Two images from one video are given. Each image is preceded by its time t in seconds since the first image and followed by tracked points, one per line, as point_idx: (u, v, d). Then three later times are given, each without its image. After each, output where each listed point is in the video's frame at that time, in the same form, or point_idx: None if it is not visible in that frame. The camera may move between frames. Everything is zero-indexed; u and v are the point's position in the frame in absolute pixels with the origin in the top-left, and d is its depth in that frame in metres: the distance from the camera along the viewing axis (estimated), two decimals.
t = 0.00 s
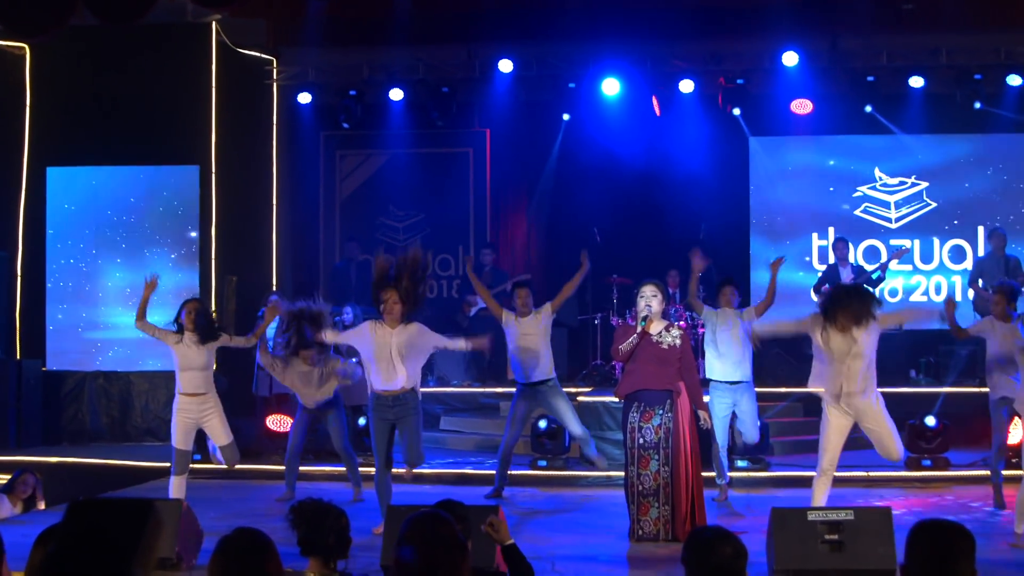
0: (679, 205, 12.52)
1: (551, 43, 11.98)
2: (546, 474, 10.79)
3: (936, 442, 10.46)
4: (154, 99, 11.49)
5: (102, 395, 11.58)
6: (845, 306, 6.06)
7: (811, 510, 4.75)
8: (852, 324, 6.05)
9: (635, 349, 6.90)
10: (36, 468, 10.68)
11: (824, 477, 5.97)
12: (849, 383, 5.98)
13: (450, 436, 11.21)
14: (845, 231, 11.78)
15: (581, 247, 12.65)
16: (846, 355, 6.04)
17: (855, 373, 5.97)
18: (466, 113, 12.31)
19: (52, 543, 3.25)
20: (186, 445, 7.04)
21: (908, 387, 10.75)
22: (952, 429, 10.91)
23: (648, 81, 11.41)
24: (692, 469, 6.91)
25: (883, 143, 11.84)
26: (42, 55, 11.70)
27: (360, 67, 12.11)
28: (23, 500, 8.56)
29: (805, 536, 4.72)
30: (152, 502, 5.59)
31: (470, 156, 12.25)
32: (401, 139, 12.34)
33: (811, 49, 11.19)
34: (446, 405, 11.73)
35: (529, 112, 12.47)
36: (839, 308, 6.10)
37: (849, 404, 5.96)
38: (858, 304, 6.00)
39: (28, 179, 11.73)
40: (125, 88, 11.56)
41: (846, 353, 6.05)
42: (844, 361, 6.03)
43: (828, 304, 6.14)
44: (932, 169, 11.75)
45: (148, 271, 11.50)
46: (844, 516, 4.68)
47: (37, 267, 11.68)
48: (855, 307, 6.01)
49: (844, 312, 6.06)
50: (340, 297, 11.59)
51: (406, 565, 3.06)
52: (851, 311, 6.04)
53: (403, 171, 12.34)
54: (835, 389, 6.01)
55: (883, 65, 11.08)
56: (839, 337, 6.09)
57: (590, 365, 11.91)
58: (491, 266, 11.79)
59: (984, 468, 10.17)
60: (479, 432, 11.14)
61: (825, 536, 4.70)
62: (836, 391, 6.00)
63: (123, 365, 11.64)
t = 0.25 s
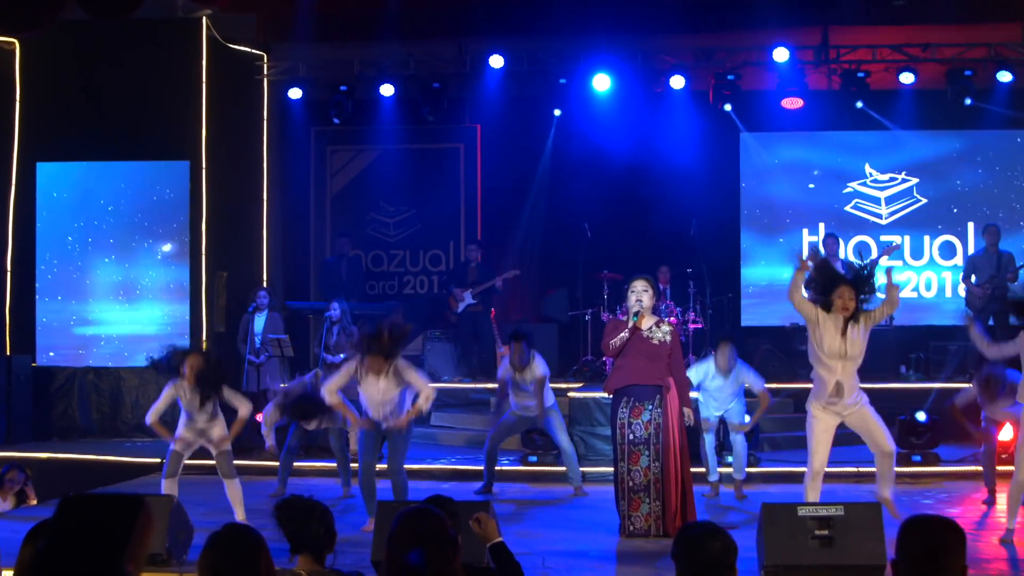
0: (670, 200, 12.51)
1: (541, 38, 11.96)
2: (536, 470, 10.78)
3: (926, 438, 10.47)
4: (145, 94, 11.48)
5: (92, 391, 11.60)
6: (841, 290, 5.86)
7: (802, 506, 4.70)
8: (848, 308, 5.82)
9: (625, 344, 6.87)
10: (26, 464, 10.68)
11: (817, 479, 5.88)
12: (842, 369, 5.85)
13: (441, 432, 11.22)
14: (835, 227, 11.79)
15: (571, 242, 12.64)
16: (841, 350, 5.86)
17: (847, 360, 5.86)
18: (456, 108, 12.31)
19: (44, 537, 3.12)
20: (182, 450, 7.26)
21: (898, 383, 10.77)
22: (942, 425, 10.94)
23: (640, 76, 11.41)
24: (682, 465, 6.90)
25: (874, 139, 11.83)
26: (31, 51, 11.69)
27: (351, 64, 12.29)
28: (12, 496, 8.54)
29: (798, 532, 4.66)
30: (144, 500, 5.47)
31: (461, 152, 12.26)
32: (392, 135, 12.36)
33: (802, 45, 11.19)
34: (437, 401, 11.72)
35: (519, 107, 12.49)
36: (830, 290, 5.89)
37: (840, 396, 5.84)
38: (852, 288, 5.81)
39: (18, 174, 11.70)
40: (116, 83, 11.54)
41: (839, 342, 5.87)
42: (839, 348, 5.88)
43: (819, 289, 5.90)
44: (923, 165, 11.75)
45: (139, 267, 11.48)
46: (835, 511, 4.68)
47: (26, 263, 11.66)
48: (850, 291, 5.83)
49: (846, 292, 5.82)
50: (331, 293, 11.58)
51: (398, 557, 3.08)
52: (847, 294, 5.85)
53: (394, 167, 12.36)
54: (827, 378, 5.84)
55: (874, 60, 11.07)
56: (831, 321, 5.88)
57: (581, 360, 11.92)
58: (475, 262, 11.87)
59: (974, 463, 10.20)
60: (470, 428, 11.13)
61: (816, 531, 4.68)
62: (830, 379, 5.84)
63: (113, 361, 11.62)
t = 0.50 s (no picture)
0: (661, 197, 12.52)
1: (533, 34, 11.95)
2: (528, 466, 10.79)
3: (917, 434, 10.48)
4: (135, 89, 11.40)
5: (84, 386, 11.59)
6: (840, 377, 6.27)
7: (794, 501, 4.96)
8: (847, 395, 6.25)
9: (617, 340, 6.94)
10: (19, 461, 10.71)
11: (806, 482, 6.28)
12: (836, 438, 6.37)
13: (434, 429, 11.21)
14: (827, 222, 11.81)
15: (563, 239, 12.66)
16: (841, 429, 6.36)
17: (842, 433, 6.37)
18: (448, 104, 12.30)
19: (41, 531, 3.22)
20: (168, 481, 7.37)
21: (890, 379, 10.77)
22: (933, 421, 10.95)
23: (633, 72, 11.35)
24: (671, 461, 6.87)
25: (865, 136, 11.87)
26: (22, 46, 11.69)
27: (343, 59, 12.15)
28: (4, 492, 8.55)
29: (790, 528, 4.93)
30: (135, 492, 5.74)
31: (453, 148, 12.31)
32: (383, 130, 12.44)
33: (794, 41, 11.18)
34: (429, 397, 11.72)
35: (511, 103, 12.48)
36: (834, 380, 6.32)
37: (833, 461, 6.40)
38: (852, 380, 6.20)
39: (9, 169, 11.70)
40: (106, 77, 11.48)
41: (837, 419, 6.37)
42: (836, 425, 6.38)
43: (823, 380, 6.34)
44: (915, 161, 11.76)
45: (130, 262, 11.43)
46: (826, 507, 4.94)
47: (17, 259, 11.64)
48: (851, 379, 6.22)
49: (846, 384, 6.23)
50: (322, 289, 11.57)
51: (390, 554, 3.05)
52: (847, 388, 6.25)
53: (386, 164, 12.39)
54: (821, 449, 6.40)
55: (866, 57, 11.06)
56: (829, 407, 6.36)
57: (572, 357, 11.93)
58: (464, 258, 11.86)
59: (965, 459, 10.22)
60: (462, 424, 11.13)
61: (807, 527, 4.93)
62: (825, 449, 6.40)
63: (105, 356, 11.58)
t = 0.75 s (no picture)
0: (654, 192, 12.52)
1: (525, 28, 11.91)
2: (520, 461, 10.78)
3: (909, 429, 10.47)
4: (128, 83, 11.40)
5: (76, 381, 11.57)
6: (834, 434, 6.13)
7: (786, 496, 5.16)
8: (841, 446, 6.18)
9: (608, 337, 6.88)
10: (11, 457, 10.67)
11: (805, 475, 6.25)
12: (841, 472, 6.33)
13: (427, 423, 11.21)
14: (819, 217, 11.82)
15: (555, 233, 12.67)
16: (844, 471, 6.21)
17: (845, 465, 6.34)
18: (441, 99, 12.28)
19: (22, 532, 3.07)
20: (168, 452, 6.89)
21: (882, 374, 10.77)
22: (925, 416, 10.95)
23: (625, 68, 11.31)
24: (664, 455, 6.92)
25: (857, 131, 11.86)
26: (12, 39, 11.63)
27: (334, 53, 12.09)
28: None
29: (782, 523, 5.19)
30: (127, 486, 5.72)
31: (445, 143, 12.30)
32: (376, 125, 12.39)
33: (787, 36, 11.15)
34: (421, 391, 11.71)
35: (503, 98, 12.46)
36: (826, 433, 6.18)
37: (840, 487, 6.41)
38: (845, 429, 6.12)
39: None
40: (98, 70, 11.47)
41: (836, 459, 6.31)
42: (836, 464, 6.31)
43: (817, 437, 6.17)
44: (907, 156, 11.77)
45: (125, 258, 11.44)
46: (817, 501, 5.12)
47: (8, 251, 11.58)
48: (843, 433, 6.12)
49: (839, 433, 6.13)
50: (315, 284, 11.55)
51: (383, 547, 3.01)
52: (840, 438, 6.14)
53: (378, 158, 12.37)
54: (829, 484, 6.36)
55: (858, 52, 11.04)
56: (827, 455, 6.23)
57: (565, 351, 11.94)
58: (456, 252, 11.86)
59: (957, 453, 10.24)
60: (454, 418, 11.12)
61: (800, 522, 5.17)
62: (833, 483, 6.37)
63: (97, 352, 11.58)
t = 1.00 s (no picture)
0: (646, 188, 12.54)
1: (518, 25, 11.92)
2: (513, 457, 10.79)
3: (900, 425, 10.50)
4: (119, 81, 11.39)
5: (67, 377, 11.54)
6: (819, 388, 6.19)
7: (779, 492, 5.17)
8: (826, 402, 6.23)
9: (599, 333, 6.88)
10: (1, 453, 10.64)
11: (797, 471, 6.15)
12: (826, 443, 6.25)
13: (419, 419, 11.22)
14: (812, 214, 11.83)
15: (547, 230, 12.69)
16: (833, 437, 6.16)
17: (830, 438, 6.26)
18: (433, 95, 12.29)
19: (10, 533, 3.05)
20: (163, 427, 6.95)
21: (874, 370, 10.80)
22: (916, 412, 10.97)
23: (618, 65, 11.35)
24: (656, 451, 6.95)
25: (849, 127, 11.88)
26: None
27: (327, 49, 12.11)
28: None
29: (774, 519, 5.20)
30: (118, 484, 5.66)
31: (438, 140, 12.31)
32: (368, 121, 12.37)
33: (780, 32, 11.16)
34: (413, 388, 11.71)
35: (495, 94, 12.47)
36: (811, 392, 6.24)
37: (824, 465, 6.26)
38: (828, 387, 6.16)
39: None
40: (89, 66, 11.43)
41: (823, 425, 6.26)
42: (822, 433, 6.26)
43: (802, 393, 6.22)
44: (899, 153, 11.79)
45: (116, 253, 11.53)
46: (810, 498, 5.12)
47: None
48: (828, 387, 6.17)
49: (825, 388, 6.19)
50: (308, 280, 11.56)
51: (376, 544, 3.04)
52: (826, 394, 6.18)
53: (371, 154, 12.37)
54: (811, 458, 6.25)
55: (851, 48, 11.05)
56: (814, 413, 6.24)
57: (557, 347, 11.98)
58: (446, 248, 11.89)
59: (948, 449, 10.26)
60: (447, 415, 11.14)
61: (792, 518, 5.18)
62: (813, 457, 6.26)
63: (87, 347, 11.59)
